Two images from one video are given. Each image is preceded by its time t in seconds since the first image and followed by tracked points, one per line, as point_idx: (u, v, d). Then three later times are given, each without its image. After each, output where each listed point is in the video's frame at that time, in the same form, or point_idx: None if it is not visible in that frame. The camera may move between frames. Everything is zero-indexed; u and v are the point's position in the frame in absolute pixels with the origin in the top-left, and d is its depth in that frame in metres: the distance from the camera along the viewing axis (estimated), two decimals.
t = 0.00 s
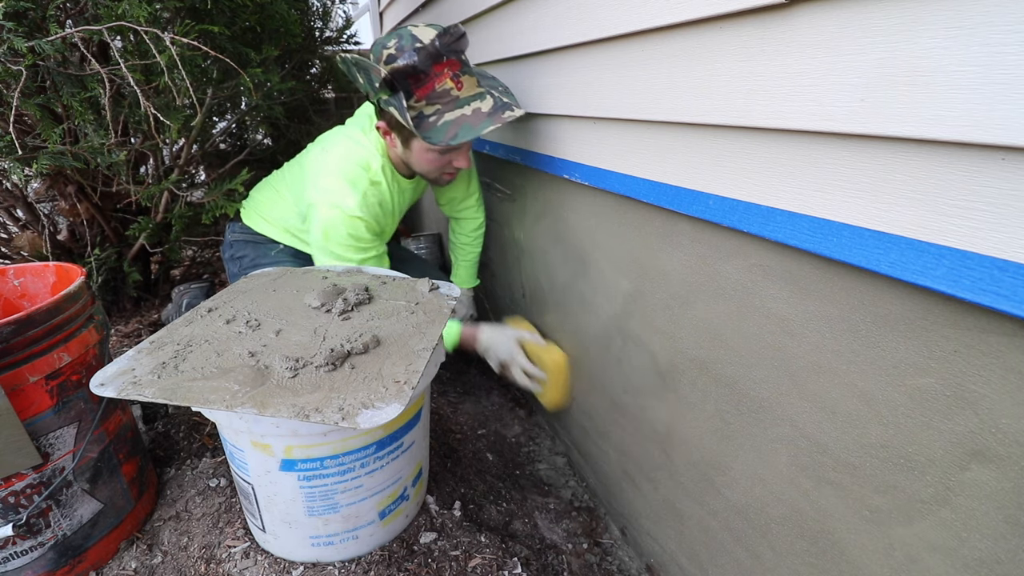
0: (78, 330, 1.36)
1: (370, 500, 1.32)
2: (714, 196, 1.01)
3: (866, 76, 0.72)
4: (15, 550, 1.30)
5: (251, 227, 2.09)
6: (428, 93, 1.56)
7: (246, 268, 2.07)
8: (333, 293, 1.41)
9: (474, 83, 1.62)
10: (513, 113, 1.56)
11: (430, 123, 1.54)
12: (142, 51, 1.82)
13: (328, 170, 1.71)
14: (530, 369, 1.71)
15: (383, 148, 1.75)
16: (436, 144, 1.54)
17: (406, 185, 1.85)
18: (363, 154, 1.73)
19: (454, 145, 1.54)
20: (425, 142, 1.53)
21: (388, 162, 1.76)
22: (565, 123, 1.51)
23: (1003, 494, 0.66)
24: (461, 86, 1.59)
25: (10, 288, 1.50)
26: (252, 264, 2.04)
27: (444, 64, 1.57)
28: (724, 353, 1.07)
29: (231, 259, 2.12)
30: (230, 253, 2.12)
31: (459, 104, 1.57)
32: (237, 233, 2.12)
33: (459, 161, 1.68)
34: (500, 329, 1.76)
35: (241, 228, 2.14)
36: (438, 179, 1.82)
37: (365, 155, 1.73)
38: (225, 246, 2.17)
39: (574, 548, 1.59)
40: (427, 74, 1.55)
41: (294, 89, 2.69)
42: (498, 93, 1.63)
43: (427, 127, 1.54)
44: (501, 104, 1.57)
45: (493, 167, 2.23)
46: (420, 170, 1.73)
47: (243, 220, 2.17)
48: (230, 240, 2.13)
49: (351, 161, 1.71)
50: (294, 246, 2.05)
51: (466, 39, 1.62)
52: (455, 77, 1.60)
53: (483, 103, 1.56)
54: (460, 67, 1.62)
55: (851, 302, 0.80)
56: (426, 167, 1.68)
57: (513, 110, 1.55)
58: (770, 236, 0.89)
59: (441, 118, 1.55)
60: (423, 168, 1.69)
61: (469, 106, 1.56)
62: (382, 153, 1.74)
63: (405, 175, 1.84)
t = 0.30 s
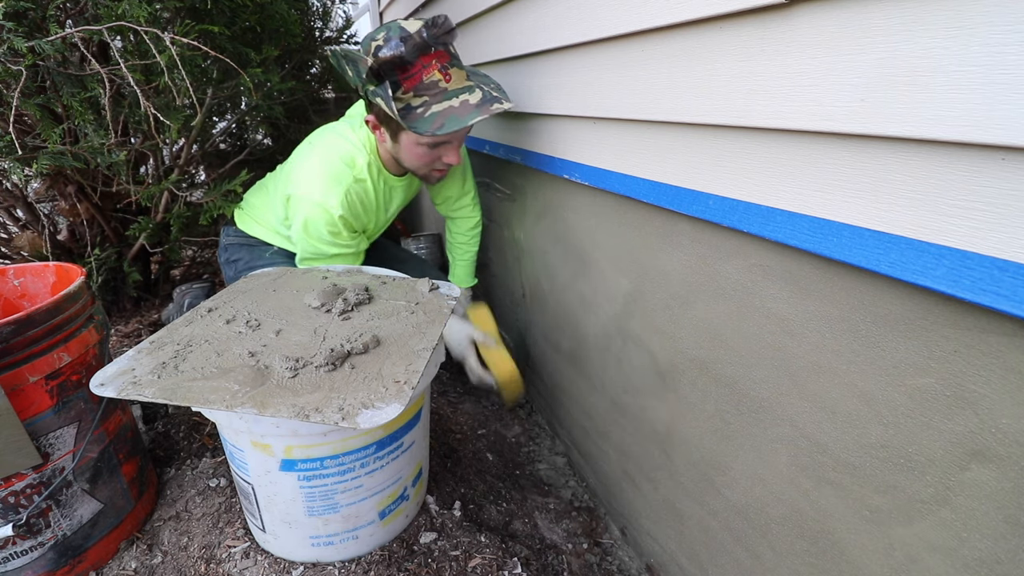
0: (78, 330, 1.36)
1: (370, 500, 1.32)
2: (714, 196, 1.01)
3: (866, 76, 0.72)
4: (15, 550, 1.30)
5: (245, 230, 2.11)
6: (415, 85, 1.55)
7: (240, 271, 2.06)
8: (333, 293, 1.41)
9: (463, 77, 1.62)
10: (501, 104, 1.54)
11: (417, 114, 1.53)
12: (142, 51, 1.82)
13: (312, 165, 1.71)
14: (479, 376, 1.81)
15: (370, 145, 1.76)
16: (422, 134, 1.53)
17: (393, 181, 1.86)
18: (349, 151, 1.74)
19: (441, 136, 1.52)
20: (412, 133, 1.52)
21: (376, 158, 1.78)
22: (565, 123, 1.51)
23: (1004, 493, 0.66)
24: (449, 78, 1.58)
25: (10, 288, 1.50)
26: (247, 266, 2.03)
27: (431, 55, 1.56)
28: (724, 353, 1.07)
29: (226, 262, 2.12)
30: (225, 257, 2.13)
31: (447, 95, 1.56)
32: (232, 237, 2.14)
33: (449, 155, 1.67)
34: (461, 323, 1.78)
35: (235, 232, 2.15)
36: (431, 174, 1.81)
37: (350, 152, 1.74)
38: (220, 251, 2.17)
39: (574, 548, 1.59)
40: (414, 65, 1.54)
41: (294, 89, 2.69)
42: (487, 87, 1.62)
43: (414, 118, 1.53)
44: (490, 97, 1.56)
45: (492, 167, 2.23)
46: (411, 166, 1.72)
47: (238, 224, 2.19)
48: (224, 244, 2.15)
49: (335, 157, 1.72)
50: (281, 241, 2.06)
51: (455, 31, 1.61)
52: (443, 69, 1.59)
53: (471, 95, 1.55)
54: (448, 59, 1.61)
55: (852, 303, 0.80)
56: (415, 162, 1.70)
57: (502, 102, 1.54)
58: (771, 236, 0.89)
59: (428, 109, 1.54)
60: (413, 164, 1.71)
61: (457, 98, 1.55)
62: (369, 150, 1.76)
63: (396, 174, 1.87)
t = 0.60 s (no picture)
0: (78, 330, 1.36)
1: (370, 500, 1.32)
2: (714, 196, 1.01)
3: (866, 76, 0.72)
4: (15, 550, 1.30)
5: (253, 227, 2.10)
6: (413, 86, 1.55)
7: (245, 268, 2.07)
8: (333, 293, 1.41)
9: (461, 75, 1.62)
10: (501, 101, 1.54)
11: (415, 115, 1.54)
12: (142, 51, 1.82)
13: (330, 172, 1.69)
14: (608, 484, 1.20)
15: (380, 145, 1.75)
16: (421, 135, 1.53)
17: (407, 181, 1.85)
18: (364, 153, 1.72)
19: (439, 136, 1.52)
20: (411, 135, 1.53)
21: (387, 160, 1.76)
22: (565, 123, 1.51)
23: (1003, 494, 0.66)
24: (446, 77, 1.58)
25: (10, 288, 1.50)
26: (251, 264, 2.04)
27: (427, 55, 1.56)
28: (724, 353, 1.07)
29: (230, 259, 2.12)
30: (229, 253, 2.12)
31: (445, 95, 1.56)
32: (236, 233, 2.14)
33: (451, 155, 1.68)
34: (568, 419, 1.27)
35: (239, 227, 2.15)
36: (435, 177, 1.81)
37: (365, 152, 1.72)
38: (224, 246, 2.16)
39: (575, 548, 1.59)
40: (411, 66, 1.54)
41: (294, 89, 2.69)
42: (486, 84, 1.62)
43: (413, 119, 1.54)
44: (488, 94, 1.56)
45: (493, 167, 2.23)
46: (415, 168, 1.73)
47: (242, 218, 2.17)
48: (229, 240, 2.14)
49: (352, 160, 1.70)
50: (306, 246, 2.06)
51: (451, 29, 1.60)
52: (440, 68, 1.58)
53: (469, 93, 1.55)
54: (446, 58, 1.61)
55: (851, 303, 0.80)
56: (419, 164, 1.69)
57: (501, 99, 1.53)
58: (771, 236, 0.89)
59: (426, 110, 1.54)
60: (417, 166, 1.70)
61: (455, 97, 1.55)
62: (379, 152, 1.74)
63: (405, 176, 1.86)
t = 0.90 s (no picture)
0: (78, 330, 1.36)
1: (370, 500, 1.32)
2: (714, 196, 1.01)
3: (865, 76, 0.72)
4: (15, 550, 1.30)
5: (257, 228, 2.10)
6: (431, 95, 1.57)
7: (247, 267, 2.07)
8: (333, 293, 1.41)
9: (477, 86, 1.62)
10: (517, 115, 1.56)
11: (433, 125, 1.55)
12: (142, 51, 1.82)
13: (335, 172, 1.70)
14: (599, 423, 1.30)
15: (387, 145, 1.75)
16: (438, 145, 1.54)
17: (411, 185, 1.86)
18: (369, 152, 1.72)
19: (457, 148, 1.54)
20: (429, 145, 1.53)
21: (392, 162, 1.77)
22: (566, 123, 1.51)
23: (1003, 493, 0.66)
24: (464, 88, 1.59)
25: (10, 288, 1.51)
26: (253, 262, 2.04)
27: (448, 66, 1.56)
28: (724, 353, 1.07)
29: (232, 258, 2.12)
30: (231, 252, 2.13)
31: (463, 106, 1.58)
32: (238, 232, 2.14)
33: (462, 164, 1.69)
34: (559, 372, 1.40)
35: (242, 226, 2.16)
36: (443, 181, 1.82)
37: (370, 152, 1.72)
38: (227, 244, 2.16)
39: (575, 548, 1.59)
40: (431, 76, 1.54)
41: (294, 89, 2.69)
42: (502, 95, 1.63)
43: (430, 129, 1.54)
44: (505, 107, 1.58)
45: (493, 168, 2.23)
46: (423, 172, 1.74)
47: (244, 218, 2.19)
48: (231, 239, 2.14)
49: (357, 159, 1.71)
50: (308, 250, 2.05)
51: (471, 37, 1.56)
52: (459, 79, 1.60)
53: (487, 105, 1.57)
54: (464, 69, 1.61)
55: (850, 303, 0.80)
56: (428, 169, 1.68)
57: (517, 113, 1.56)
58: (770, 236, 0.89)
59: (444, 120, 1.56)
60: (426, 171, 1.70)
61: (473, 109, 1.57)
62: (387, 152, 1.74)
63: (411, 176, 1.85)
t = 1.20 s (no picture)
0: (78, 330, 1.36)
1: (370, 500, 1.32)
2: (714, 196, 1.01)
3: (866, 76, 0.72)
4: (15, 550, 1.30)
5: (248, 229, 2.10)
6: (420, 90, 1.56)
7: (243, 270, 2.07)
8: (333, 293, 1.41)
9: (466, 80, 1.62)
10: (505, 109, 1.57)
11: (421, 120, 1.55)
12: (142, 51, 1.82)
13: (316, 170, 1.71)
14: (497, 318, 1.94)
15: (372, 147, 1.77)
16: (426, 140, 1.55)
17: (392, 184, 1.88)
18: (353, 154, 1.74)
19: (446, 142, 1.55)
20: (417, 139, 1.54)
21: (378, 160, 1.79)
22: (565, 123, 1.51)
23: (1004, 494, 0.66)
24: (452, 83, 1.59)
25: (10, 288, 1.50)
26: (250, 266, 2.04)
27: (435, 60, 1.56)
28: (724, 353, 1.07)
29: (228, 261, 2.12)
30: (227, 255, 2.13)
31: (451, 101, 1.58)
32: (234, 236, 2.13)
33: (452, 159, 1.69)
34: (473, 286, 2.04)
35: (238, 230, 2.15)
36: (434, 178, 1.82)
37: (354, 154, 1.74)
38: (222, 249, 2.17)
39: (575, 548, 1.59)
40: (418, 71, 1.54)
41: (294, 89, 2.69)
42: (491, 90, 1.63)
43: (419, 123, 1.54)
44: (494, 101, 1.58)
45: (493, 167, 2.23)
46: (412, 168, 1.74)
47: (240, 222, 2.17)
48: (227, 243, 2.14)
49: (339, 160, 1.72)
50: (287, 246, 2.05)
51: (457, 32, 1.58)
52: (447, 73, 1.59)
53: (475, 99, 1.57)
54: (452, 63, 1.61)
55: (851, 303, 0.80)
56: (418, 165, 1.71)
57: (505, 107, 1.56)
58: (771, 236, 0.89)
59: (432, 115, 1.56)
60: (415, 166, 1.72)
61: (461, 103, 1.57)
62: (371, 152, 1.76)
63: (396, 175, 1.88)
